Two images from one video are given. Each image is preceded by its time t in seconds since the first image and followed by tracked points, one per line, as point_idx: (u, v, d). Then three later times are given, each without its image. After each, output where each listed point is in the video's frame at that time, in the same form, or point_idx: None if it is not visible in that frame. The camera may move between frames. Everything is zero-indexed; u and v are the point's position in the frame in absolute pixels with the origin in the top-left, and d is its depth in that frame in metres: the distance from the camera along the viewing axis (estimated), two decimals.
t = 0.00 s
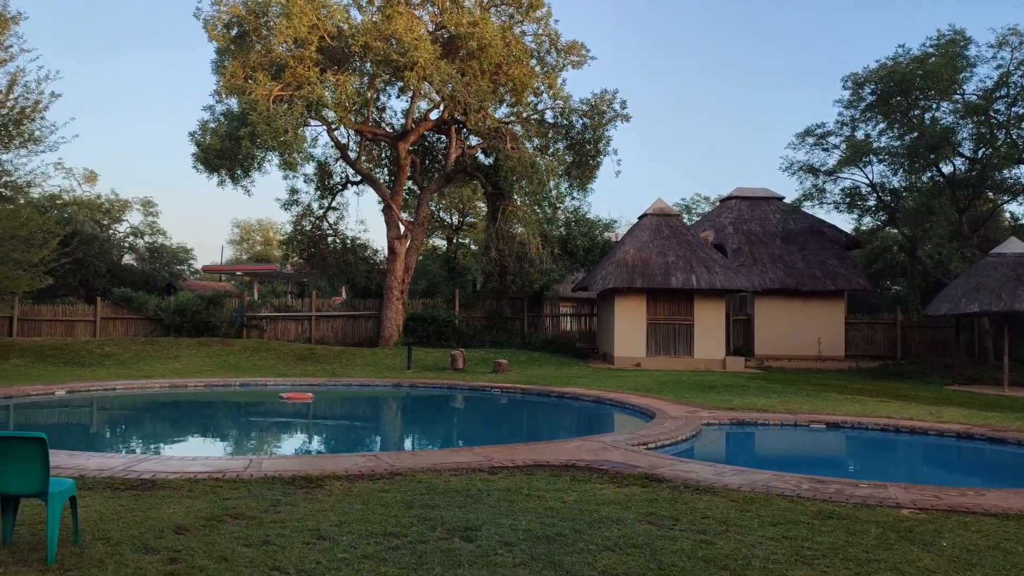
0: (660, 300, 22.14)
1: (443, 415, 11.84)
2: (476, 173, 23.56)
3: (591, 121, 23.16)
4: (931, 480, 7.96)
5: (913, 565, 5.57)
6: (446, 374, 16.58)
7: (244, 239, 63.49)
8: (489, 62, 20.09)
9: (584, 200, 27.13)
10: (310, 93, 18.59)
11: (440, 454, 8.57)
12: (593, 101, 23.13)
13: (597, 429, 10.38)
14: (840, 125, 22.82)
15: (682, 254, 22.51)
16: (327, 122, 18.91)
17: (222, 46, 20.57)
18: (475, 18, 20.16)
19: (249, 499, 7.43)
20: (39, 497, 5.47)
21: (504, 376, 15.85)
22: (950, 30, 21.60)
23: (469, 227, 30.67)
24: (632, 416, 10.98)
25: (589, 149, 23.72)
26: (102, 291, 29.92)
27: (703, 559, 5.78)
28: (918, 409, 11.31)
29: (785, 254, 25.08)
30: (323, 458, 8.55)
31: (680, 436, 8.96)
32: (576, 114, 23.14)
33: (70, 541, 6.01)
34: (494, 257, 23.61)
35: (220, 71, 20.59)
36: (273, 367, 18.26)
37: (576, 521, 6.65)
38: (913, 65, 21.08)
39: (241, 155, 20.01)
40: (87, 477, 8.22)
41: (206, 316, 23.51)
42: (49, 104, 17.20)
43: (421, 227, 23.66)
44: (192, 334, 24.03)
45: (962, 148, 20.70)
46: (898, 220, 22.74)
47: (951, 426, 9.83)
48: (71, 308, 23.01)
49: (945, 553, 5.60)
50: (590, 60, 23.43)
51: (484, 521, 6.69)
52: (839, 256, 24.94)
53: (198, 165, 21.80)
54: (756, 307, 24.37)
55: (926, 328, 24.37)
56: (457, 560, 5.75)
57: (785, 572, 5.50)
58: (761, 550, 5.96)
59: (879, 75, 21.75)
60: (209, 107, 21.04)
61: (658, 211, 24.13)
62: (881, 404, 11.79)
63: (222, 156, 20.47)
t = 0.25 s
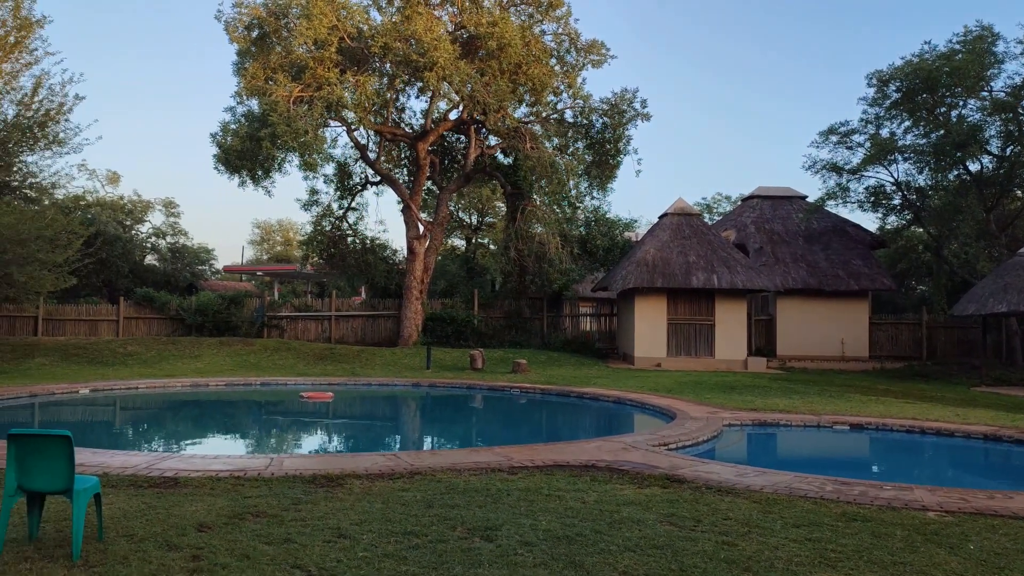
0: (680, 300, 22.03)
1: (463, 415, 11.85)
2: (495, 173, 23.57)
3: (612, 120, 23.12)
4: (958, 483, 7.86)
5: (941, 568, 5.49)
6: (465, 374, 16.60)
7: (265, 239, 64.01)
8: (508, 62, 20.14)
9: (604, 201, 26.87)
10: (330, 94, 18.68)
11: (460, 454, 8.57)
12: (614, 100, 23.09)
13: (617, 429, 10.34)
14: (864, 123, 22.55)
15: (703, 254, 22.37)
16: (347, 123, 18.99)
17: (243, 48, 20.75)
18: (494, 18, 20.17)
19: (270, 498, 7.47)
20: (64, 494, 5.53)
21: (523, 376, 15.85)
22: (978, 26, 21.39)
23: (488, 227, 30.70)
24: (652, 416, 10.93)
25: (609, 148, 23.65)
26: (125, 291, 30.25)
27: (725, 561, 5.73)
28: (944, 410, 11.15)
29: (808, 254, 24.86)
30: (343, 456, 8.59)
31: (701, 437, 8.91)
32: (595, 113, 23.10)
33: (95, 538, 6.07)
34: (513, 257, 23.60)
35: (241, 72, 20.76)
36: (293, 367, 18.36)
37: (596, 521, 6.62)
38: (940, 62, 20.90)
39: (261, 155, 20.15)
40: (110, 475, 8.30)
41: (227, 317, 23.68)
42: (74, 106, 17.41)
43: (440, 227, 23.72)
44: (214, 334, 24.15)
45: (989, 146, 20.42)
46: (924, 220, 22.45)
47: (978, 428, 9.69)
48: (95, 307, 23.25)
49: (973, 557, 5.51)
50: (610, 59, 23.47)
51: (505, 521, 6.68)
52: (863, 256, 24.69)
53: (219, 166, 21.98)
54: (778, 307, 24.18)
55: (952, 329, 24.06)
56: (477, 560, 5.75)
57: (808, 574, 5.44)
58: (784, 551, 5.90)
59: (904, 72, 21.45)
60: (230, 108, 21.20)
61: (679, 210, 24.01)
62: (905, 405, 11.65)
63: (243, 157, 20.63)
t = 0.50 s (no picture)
0: (697, 300, 21.95)
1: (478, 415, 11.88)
2: (511, 173, 23.58)
3: (628, 119, 23.05)
4: (979, 485, 7.80)
5: (962, 571, 5.44)
6: (482, 374, 16.64)
7: (281, 239, 64.45)
8: (524, 62, 20.17)
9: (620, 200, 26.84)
10: (347, 94, 18.76)
11: (476, 454, 8.59)
12: (630, 99, 23.02)
13: (632, 430, 10.33)
14: (883, 121, 22.42)
15: (720, 254, 22.29)
16: (363, 123, 19.05)
17: (260, 48, 20.88)
18: (511, 17, 20.19)
19: (287, 497, 7.51)
20: (83, 493, 5.59)
21: (539, 376, 15.85)
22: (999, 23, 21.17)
23: (504, 227, 30.73)
24: (669, 417, 10.90)
25: (626, 147, 23.59)
26: (143, 290, 30.49)
27: (743, 562, 5.70)
28: (966, 412, 11.06)
29: (827, 254, 24.72)
30: (359, 456, 8.64)
31: (718, 438, 8.89)
32: (612, 113, 23.06)
33: (114, 535, 6.14)
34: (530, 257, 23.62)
35: (258, 73, 20.87)
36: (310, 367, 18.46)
37: (613, 522, 6.61)
38: (960, 59, 20.75)
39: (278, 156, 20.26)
40: (129, 474, 8.38)
41: (244, 316, 23.81)
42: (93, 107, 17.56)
43: (456, 227, 23.77)
44: (231, 334, 24.23)
45: (1010, 145, 20.18)
46: (944, 219, 22.25)
47: (1001, 429, 9.59)
48: (114, 307, 23.44)
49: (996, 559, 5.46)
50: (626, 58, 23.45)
51: (521, 521, 6.68)
52: (883, 256, 24.53)
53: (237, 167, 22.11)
54: (796, 307, 24.06)
55: (973, 329, 23.85)
56: (494, 559, 5.76)
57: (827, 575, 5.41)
58: (803, 553, 5.86)
59: (924, 70, 21.36)
60: (247, 109, 21.32)
61: (696, 210, 23.93)
62: (926, 406, 11.56)
63: (260, 157, 20.75)
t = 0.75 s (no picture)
0: (720, 299, 21.82)
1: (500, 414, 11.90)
2: (532, 172, 23.58)
3: (650, 118, 22.93)
4: (1009, 486, 7.70)
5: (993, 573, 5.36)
6: (503, 373, 16.66)
7: (303, 239, 64.95)
8: (545, 62, 20.16)
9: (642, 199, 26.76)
10: (368, 95, 18.84)
11: (498, 454, 8.60)
12: (652, 97, 22.91)
13: (654, 430, 10.30)
14: (909, 118, 22.21)
15: (743, 252, 22.15)
16: (384, 123, 19.12)
17: (281, 50, 21.04)
18: (531, 16, 20.22)
19: (310, 496, 7.55)
20: (109, 491, 5.65)
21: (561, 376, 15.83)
22: None
23: (524, 227, 30.72)
24: (693, 417, 10.86)
25: (647, 146, 23.51)
26: (167, 291, 30.81)
27: (769, 563, 5.65)
28: (995, 412, 10.91)
29: (851, 252, 24.49)
30: (381, 456, 8.68)
31: (742, 438, 8.85)
32: (634, 111, 22.98)
33: (140, 534, 6.20)
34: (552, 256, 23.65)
35: (280, 74, 21.01)
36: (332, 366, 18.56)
37: (637, 522, 6.59)
38: (988, 55, 20.53)
39: (300, 157, 20.39)
40: (154, 473, 8.46)
41: (266, 316, 23.99)
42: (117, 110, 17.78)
43: (477, 227, 23.80)
44: (253, 333, 24.43)
45: None
46: (971, 217, 21.96)
47: None
48: (138, 308, 23.70)
49: None
50: (648, 56, 23.38)
51: (544, 521, 6.67)
52: (909, 254, 24.27)
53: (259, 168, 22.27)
54: (820, 306, 23.87)
55: (1001, 328, 23.54)
56: (518, 559, 5.76)
57: None
58: (830, 554, 5.80)
59: (951, 66, 21.21)
60: (269, 110, 21.47)
61: (719, 208, 23.78)
62: (954, 406, 11.42)
63: (282, 158, 20.89)
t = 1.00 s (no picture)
0: (741, 298, 21.72)
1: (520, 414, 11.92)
2: (551, 172, 23.59)
3: (669, 116, 22.86)
4: None
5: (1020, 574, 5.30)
6: (523, 373, 16.68)
7: (323, 239, 65.32)
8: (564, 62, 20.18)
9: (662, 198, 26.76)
10: (387, 95, 18.91)
11: (518, 453, 8.62)
12: (672, 96, 22.81)
13: (674, 430, 10.28)
14: (932, 116, 21.96)
15: (764, 251, 22.02)
16: (403, 123, 19.18)
17: (301, 51, 21.19)
18: (550, 16, 20.22)
19: (331, 495, 7.60)
20: (133, 490, 5.71)
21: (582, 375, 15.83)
22: None
23: (544, 226, 30.71)
24: (714, 417, 10.82)
25: (667, 145, 23.47)
26: (188, 291, 31.07)
27: (791, 564, 5.62)
28: (1023, 412, 10.78)
29: (874, 250, 24.27)
30: (401, 455, 8.72)
31: (765, 438, 8.82)
32: (653, 110, 22.92)
33: (164, 532, 6.27)
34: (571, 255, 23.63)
35: (299, 75, 21.13)
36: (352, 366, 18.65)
37: (658, 522, 6.57)
38: (1013, 51, 20.18)
39: (319, 157, 20.50)
40: (177, 472, 8.55)
41: (286, 316, 24.13)
42: (139, 112, 17.96)
43: (496, 227, 23.81)
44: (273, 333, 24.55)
45: None
46: (996, 214, 21.70)
47: None
48: (160, 308, 23.92)
49: None
50: (667, 54, 23.41)
51: (565, 521, 6.67)
52: (932, 253, 24.03)
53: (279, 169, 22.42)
54: (842, 305, 23.70)
55: None
56: (539, 559, 5.76)
57: None
58: (854, 555, 5.76)
59: (974, 63, 20.89)
60: (289, 112, 21.60)
61: (739, 206, 23.62)
62: (979, 406, 11.30)
63: (302, 159, 21.01)
